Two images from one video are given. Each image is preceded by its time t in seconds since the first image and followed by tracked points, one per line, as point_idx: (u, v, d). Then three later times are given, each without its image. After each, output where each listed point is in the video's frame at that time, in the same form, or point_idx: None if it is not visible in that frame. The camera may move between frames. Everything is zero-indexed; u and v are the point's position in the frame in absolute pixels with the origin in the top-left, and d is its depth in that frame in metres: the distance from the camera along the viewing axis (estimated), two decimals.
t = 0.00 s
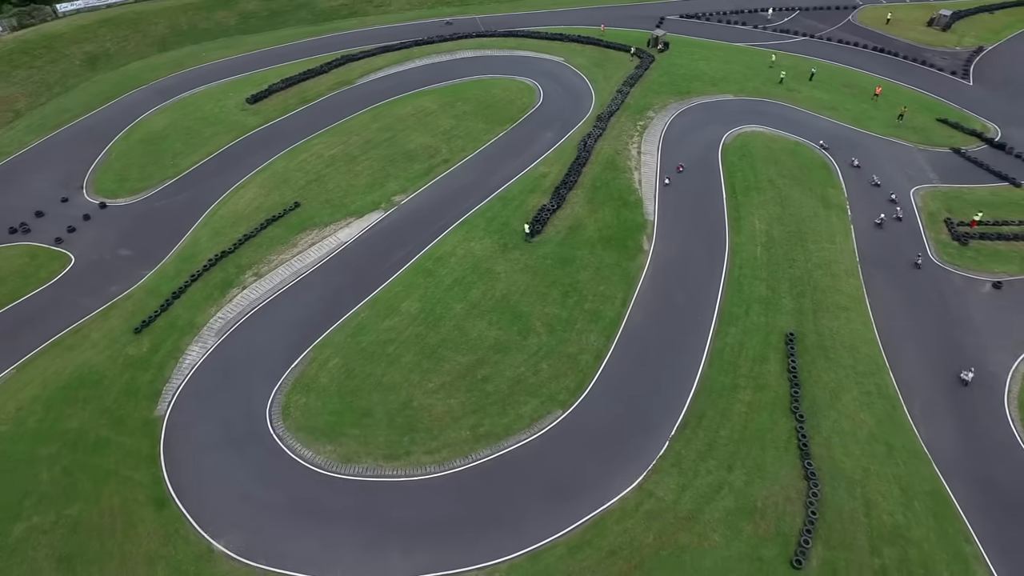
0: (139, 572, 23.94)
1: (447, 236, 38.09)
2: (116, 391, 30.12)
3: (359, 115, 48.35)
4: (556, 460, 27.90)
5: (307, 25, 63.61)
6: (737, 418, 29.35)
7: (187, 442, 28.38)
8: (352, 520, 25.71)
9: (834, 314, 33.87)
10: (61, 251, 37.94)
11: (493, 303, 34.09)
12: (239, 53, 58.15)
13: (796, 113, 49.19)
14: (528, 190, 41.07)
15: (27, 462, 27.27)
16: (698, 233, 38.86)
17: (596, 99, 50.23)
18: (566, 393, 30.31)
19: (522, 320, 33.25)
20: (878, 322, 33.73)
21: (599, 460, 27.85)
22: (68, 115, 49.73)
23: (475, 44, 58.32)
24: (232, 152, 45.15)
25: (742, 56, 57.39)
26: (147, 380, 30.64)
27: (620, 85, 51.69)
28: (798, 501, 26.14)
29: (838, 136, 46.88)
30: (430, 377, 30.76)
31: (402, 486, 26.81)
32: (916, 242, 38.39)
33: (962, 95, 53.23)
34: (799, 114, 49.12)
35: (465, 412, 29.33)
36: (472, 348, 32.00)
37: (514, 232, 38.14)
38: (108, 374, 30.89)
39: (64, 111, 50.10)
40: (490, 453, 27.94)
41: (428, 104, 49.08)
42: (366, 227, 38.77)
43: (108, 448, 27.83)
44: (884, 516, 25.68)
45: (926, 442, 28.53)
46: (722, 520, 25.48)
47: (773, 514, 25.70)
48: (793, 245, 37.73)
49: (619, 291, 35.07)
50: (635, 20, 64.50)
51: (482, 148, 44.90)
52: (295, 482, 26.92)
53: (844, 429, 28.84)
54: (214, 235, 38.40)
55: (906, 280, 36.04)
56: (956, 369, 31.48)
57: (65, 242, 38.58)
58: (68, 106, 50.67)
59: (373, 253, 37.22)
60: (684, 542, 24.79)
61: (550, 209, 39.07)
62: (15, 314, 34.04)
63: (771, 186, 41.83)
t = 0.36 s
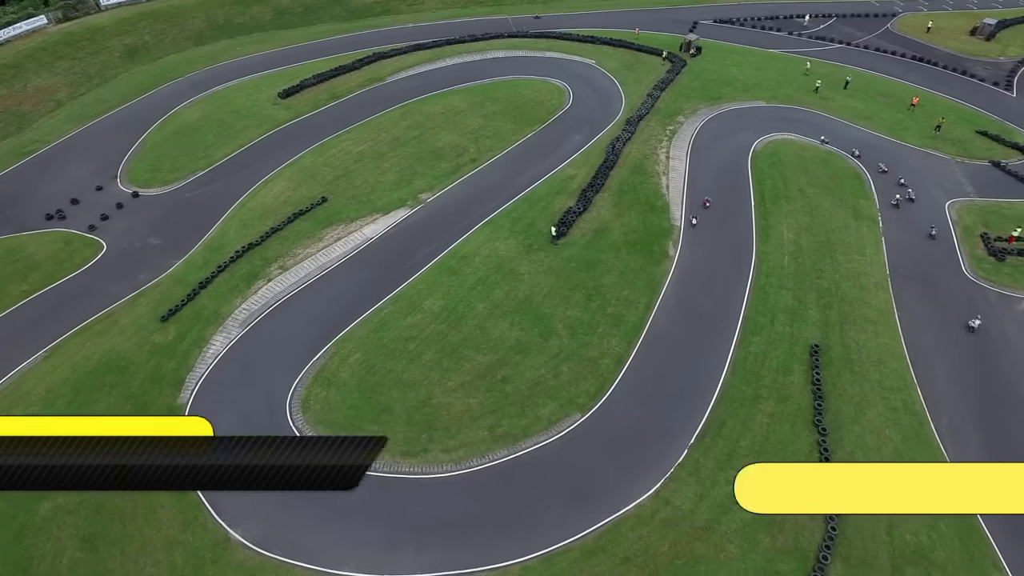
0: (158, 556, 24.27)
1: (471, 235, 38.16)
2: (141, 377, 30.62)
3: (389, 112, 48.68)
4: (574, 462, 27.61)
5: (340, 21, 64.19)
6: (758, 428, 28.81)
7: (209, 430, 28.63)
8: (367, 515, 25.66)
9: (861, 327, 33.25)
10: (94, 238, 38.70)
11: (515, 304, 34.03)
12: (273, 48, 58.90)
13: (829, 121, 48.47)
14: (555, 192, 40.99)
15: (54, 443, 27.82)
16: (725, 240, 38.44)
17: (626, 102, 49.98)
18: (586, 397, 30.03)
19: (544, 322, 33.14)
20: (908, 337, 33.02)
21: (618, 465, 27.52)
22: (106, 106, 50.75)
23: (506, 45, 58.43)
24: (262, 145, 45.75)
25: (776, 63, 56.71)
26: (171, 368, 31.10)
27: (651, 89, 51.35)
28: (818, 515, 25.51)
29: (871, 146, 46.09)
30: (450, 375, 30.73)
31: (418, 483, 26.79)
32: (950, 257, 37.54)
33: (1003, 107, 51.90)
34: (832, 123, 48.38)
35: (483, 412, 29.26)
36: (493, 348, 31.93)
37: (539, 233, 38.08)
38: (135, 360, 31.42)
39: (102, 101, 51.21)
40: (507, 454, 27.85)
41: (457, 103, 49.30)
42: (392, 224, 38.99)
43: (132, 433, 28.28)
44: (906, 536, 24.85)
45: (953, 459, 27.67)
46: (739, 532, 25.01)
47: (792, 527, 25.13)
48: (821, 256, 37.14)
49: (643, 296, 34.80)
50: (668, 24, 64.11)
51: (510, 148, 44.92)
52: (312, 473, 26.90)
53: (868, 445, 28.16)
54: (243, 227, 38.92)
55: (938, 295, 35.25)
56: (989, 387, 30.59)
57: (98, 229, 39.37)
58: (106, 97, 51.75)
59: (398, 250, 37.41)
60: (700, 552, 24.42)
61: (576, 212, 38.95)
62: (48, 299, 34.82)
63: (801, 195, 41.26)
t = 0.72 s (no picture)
0: (164, 548, 24.41)
1: (484, 235, 38.17)
2: (152, 369, 30.84)
3: (405, 111, 48.83)
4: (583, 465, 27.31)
5: (358, 19, 64.46)
6: (768, 435, 28.45)
7: (217, 424, 28.65)
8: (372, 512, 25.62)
9: (874, 335, 32.92)
10: (110, 231, 39.07)
11: (526, 304, 33.97)
12: (291, 44, 59.26)
13: (846, 128, 48.09)
14: (569, 193, 40.94)
15: (65, 433, 28.08)
16: (738, 246, 38.21)
17: (642, 104, 49.85)
18: (595, 399, 29.77)
19: (555, 323, 33.04)
20: (923, 346, 32.64)
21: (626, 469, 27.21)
22: (125, 100, 51.23)
23: (524, 45, 58.45)
24: (279, 141, 46.03)
25: (794, 67, 56.37)
26: (183, 361, 31.27)
27: (667, 92, 51.19)
28: (826, 525, 25.21)
29: (890, 153, 45.67)
30: (458, 374, 30.65)
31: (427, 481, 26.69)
32: (969, 266, 37.08)
33: None
34: (850, 129, 47.99)
35: (491, 412, 29.11)
36: (502, 348, 31.83)
37: (552, 234, 38.04)
38: (147, 352, 31.66)
39: (121, 95, 51.75)
40: (517, 453, 27.67)
41: (473, 103, 49.40)
42: (405, 222, 39.10)
43: (142, 425, 28.47)
44: (916, 548, 24.50)
45: (966, 473, 27.24)
46: (745, 539, 24.73)
47: (800, 536, 24.85)
48: (836, 263, 36.82)
49: (654, 300, 34.62)
50: (687, 27, 63.91)
51: (524, 148, 44.91)
52: (320, 468, 26.91)
53: (880, 454, 27.70)
54: (257, 222, 39.15)
55: (955, 305, 34.82)
56: (1005, 399, 30.14)
57: (115, 222, 39.73)
58: (126, 91, 52.26)
59: (410, 249, 37.47)
60: (705, 558, 24.17)
61: (590, 213, 38.87)
62: (64, 289, 35.18)
63: (817, 201, 40.94)
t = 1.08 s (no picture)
0: (169, 540, 24.52)
1: (492, 235, 38.17)
2: (161, 363, 31.01)
3: (416, 109, 48.92)
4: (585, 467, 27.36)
5: (371, 18, 64.65)
6: (774, 440, 28.30)
7: (224, 419, 28.77)
8: (375, 510, 25.65)
9: (884, 341, 32.67)
10: (122, 225, 39.35)
11: (534, 304, 33.94)
12: (305, 42, 59.50)
13: (859, 132, 47.77)
14: (578, 194, 40.87)
15: (74, 424, 28.29)
16: (748, 249, 38.01)
17: (654, 106, 49.71)
18: (601, 401, 29.66)
19: (563, 324, 32.98)
20: (933, 354, 32.33)
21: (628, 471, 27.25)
22: (139, 95, 51.59)
23: (536, 46, 58.41)
24: (290, 138, 46.21)
25: (807, 71, 56.05)
26: (191, 355, 31.42)
27: (679, 94, 51.02)
28: (831, 532, 25.05)
29: (903, 158, 45.31)
30: (465, 373, 30.64)
31: (427, 480, 26.88)
32: (981, 274, 36.72)
33: None
34: (863, 133, 47.63)
35: (497, 411, 29.07)
36: (509, 348, 31.79)
37: (561, 235, 37.99)
38: (155, 346, 31.83)
39: (135, 91, 52.14)
40: (517, 453, 27.79)
41: (484, 102, 49.43)
42: (414, 221, 39.17)
43: (149, 418, 28.65)
44: (923, 556, 24.29)
45: (976, 483, 26.93)
46: (749, 544, 24.59)
47: (805, 543, 24.68)
48: (846, 268, 36.58)
49: (662, 302, 34.50)
50: (700, 29, 63.70)
51: (534, 148, 44.90)
52: (328, 465, 27.08)
53: (889, 461, 27.42)
54: (267, 219, 39.30)
55: (967, 312, 34.50)
56: (1017, 408, 29.80)
57: (126, 216, 39.99)
58: (140, 87, 52.61)
59: (419, 247, 37.50)
60: (709, 563, 24.03)
61: (599, 215, 38.81)
62: (75, 282, 35.45)
63: (828, 206, 40.68)
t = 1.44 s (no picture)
0: (174, 534, 24.66)
1: (501, 235, 38.16)
2: (169, 358, 31.19)
3: (427, 109, 49.00)
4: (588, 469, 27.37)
5: (384, 17, 64.82)
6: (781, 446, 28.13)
7: (231, 415, 28.88)
8: (380, 508, 25.70)
9: (894, 348, 32.40)
10: (133, 220, 39.64)
11: (542, 305, 33.91)
12: (317, 40, 59.72)
13: (872, 136, 47.43)
14: (588, 195, 40.81)
15: (83, 417, 28.51)
16: (758, 253, 37.82)
17: (665, 108, 49.57)
18: (607, 403, 29.57)
19: (570, 325, 32.92)
20: (944, 361, 32.04)
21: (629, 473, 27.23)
22: (153, 91, 51.96)
23: (548, 46, 58.39)
24: (301, 136, 46.40)
25: (821, 74, 55.72)
26: (199, 351, 31.59)
27: (690, 96, 50.85)
28: (837, 539, 24.85)
29: (916, 164, 44.94)
30: (471, 373, 30.64)
31: (427, 480, 26.89)
32: (994, 281, 36.37)
33: None
34: (876, 138, 47.29)
35: (502, 411, 29.06)
36: (516, 348, 31.76)
37: (570, 236, 37.95)
38: (165, 341, 32.03)
39: (149, 87, 52.52)
40: (517, 453, 27.78)
41: (496, 102, 49.45)
42: (423, 219, 39.23)
43: (157, 412, 28.83)
44: (930, 565, 24.07)
45: (986, 492, 26.66)
46: (755, 549, 24.44)
47: (810, 549, 24.51)
48: (857, 273, 36.32)
49: (671, 305, 34.38)
50: (713, 31, 63.47)
51: (544, 149, 44.86)
52: (330, 466, 27.07)
53: (897, 468, 27.20)
54: (277, 216, 39.48)
55: (979, 320, 34.17)
56: None
57: (138, 211, 40.29)
58: (153, 83, 52.99)
59: (427, 246, 37.55)
60: (714, 567, 23.92)
61: (608, 216, 38.74)
62: (86, 276, 35.74)
63: (839, 210, 40.44)
